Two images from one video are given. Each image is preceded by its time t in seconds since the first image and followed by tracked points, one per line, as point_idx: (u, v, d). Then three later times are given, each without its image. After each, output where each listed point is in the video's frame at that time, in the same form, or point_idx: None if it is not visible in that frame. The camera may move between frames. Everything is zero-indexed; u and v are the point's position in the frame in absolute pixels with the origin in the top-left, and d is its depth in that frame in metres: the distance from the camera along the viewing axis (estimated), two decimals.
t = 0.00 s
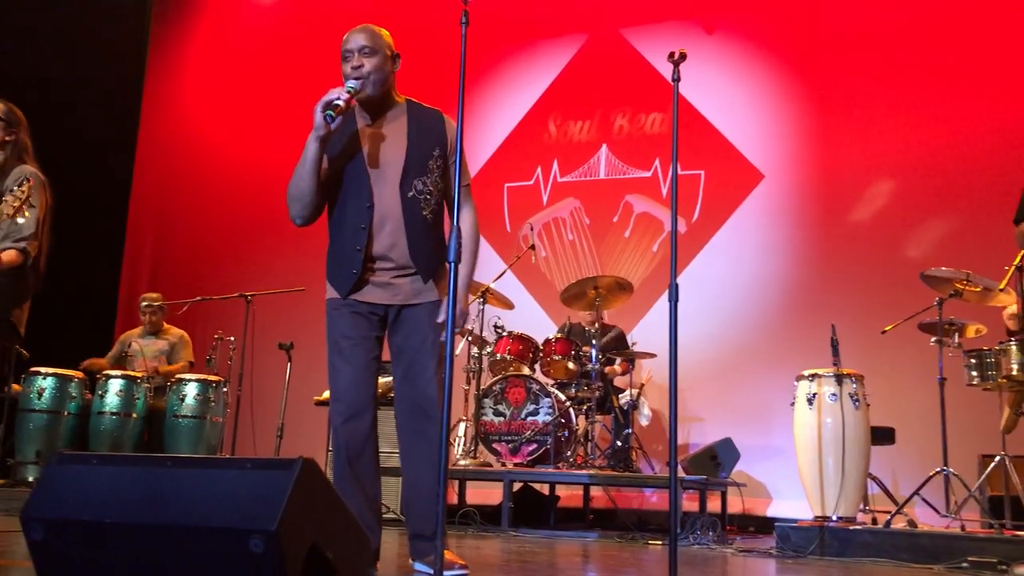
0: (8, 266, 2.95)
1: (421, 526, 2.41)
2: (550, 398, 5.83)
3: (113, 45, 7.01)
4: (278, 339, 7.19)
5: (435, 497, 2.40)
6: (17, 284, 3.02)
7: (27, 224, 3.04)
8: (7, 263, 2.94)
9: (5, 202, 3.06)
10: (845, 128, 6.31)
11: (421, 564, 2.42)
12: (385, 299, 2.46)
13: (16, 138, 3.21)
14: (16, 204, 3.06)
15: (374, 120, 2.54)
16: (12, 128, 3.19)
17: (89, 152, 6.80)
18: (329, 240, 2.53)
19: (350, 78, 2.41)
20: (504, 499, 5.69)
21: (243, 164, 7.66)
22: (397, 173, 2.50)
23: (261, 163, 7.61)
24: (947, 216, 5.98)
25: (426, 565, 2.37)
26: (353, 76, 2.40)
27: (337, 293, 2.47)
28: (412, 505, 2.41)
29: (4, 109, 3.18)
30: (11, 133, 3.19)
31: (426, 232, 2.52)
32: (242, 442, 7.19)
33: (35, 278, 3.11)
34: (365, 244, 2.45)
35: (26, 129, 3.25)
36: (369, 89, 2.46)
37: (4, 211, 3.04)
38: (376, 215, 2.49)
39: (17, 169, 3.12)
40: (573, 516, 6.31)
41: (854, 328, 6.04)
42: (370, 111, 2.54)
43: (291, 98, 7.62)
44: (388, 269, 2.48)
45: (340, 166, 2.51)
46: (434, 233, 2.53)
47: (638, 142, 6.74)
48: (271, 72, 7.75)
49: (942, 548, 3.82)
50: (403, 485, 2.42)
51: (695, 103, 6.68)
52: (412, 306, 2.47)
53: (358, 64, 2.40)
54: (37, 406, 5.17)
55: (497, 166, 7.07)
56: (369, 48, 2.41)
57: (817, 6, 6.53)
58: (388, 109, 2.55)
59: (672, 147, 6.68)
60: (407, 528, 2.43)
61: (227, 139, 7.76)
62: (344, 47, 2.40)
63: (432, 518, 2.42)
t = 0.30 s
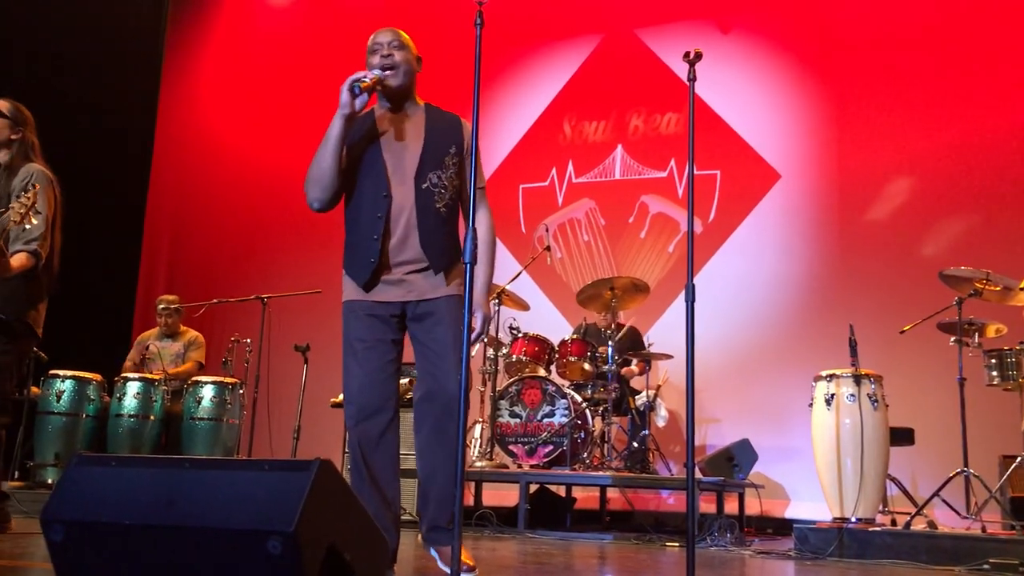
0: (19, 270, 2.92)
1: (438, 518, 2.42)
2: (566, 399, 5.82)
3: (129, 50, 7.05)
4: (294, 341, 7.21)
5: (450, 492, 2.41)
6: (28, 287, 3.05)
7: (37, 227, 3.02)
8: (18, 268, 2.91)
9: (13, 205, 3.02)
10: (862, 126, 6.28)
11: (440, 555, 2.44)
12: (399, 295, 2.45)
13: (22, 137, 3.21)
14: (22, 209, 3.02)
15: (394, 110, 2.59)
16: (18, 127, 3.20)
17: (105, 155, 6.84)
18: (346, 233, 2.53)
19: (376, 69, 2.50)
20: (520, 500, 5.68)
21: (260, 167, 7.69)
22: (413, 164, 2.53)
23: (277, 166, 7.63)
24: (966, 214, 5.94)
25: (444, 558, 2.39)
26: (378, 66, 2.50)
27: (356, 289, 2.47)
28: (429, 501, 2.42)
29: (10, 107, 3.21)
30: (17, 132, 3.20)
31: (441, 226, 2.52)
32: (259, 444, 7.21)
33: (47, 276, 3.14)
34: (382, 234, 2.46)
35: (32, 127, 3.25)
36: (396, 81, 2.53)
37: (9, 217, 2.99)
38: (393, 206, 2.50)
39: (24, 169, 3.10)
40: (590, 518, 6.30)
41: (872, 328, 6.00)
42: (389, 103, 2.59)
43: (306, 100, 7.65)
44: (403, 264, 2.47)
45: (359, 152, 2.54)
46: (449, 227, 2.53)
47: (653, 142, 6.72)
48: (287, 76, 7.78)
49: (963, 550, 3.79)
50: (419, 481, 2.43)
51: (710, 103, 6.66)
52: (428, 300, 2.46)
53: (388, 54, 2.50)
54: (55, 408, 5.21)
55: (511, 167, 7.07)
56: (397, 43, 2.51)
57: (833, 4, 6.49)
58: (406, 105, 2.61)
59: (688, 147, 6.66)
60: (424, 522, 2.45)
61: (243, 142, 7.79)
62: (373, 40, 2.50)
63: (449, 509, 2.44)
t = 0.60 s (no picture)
0: (30, 269, 2.93)
1: (449, 527, 2.41)
2: (577, 400, 5.81)
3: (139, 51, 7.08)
4: (305, 343, 7.22)
5: (462, 498, 2.40)
6: (38, 285, 3.06)
7: (47, 225, 3.02)
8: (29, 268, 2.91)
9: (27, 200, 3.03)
10: (873, 126, 6.25)
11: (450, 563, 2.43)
12: (416, 296, 2.46)
13: (32, 138, 3.21)
14: (35, 207, 3.02)
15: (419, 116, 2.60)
16: (28, 129, 3.20)
17: (118, 158, 6.87)
18: (368, 233, 2.55)
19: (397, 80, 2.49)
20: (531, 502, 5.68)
21: (270, 169, 7.71)
22: (436, 168, 2.54)
23: (288, 168, 7.65)
24: (978, 214, 5.91)
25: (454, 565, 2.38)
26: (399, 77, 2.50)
27: (376, 288, 2.47)
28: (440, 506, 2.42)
29: (20, 109, 3.21)
30: (28, 133, 3.20)
31: (462, 230, 2.53)
32: (270, 446, 7.23)
33: (56, 276, 3.15)
34: (405, 234, 2.48)
35: (42, 129, 3.25)
36: (420, 91, 2.52)
37: (22, 214, 3.01)
38: (416, 208, 2.51)
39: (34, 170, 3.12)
40: (601, 519, 6.29)
41: (884, 329, 5.97)
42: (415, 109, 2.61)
43: (317, 102, 7.67)
44: (422, 266, 2.48)
45: (384, 154, 2.57)
46: (470, 233, 2.54)
47: (664, 143, 6.71)
48: (297, 78, 7.80)
49: (977, 552, 3.76)
50: (431, 485, 2.43)
51: (721, 103, 6.65)
52: (445, 305, 2.47)
53: (408, 69, 2.48)
54: (68, 409, 5.22)
55: (521, 168, 7.07)
56: (419, 55, 2.50)
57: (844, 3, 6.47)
58: (432, 111, 2.62)
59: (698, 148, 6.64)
60: (436, 528, 2.44)
61: (254, 144, 7.82)
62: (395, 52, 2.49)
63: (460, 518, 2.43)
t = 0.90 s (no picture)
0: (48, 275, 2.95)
1: (460, 528, 2.48)
2: (587, 400, 5.81)
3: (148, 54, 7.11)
4: (316, 344, 7.25)
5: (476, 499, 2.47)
6: (53, 290, 3.08)
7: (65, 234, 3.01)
8: (47, 273, 2.94)
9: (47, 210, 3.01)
10: (882, 123, 6.24)
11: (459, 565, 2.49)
12: (441, 298, 2.49)
13: (42, 142, 3.24)
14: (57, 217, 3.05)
15: (451, 125, 2.65)
16: (38, 132, 3.23)
17: (128, 161, 6.90)
18: (394, 236, 2.57)
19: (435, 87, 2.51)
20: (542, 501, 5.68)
21: (279, 171, 7.73)
22: (465, 177, 2.60)
23: (297, 169, 7.67)
24: (989, 211, 5.89)
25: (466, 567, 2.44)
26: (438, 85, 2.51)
27: (400, 290, 2.49)
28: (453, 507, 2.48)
29: (29, 112, 3.24)
30: (37, 137, 3.23)
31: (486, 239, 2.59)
32: (281, 446, 7.25)
33: (71, 281, 3.16)
34: (435, 239, 2.51)
35: (51, 132, 3.28)
36: (455, 100, 2.55)
37: (43, 225, 3.00)
38: (444, 214, 2.55)
39: (47, 175, 3.13)
40: (612, 519, 6.29)
41: (894, 327, 5.96)
42: (447, 118, 2.64)
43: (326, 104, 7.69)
44: (447, 270, 2.52)
45: (415, 161, 2.58)
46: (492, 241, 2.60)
47: (672, 142, 6.70)
48: (306, 80, 7.82)
49: (989, 549, 3.76)
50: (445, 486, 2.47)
51: (729, 102, 6.64)
52: (467, 309, 2.51)
53: (448, 75, 2.50)
54: (80, 411, 5.25)
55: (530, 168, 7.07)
56: (459, 63, 2.52)
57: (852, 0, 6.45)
58: (462, 121, 2.66)
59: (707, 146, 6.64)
60: (446, 528, 2.50)
61: (263, 145, 7.84)
62: (435, 58, 2.51)
63: (471, 521, 2.49)
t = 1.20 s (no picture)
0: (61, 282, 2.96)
1: (473, 526, 2.50)
2: (598, 398, 5.82)
3: (156, 57, 7.13)
4: (326, 344, 7.26)
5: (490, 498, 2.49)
6: (65, 295, 3.10)
7: (78, 244, 3.04)
8: (60, 280, 2.96)
9: (60, 219, 3.03)
10: (892, 119, 6.21)
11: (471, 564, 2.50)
12: (460, 300, 2.52)
13: (52, 147, 3.26)
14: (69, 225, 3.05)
15: (476, 129, 2.67)
16: (49, 137, 3.26)
17: (139, 163, 6.93)
18: (416, 237, 2.61)
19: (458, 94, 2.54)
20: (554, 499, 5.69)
21: (289, 172, 7.75)
22: (488, 182, 2.60)
23: (306, 170, 7.69)
24: (1000, 206, 5.85)
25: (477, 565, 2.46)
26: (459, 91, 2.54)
27: (422, 291, 2.54)
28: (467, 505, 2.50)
29: (41, 117, 3.26)
30: (48, 142, 3.25)
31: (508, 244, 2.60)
32: (294, 446, 7.27)
33: (84, 286, 3.17)
34: (456, 243, 2.55)
35: (62, 137, 3.30)
36: (480, 104, 2.58)
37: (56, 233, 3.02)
38: (465, 217, 2.58)
39: (58, 179, 3.15)
40: (624, 517, 6.28)
41: (906, 323, 5.94)
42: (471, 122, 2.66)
43: (335, 105, 7.71)
44: (467, 272, 2.54)
45: (438, 165, 2.61)
46: (514, 246, 2.62)
47: (681, 139, 6.69)
48: (314, 80, 7.84)
49: (1004, 545, 3.73)
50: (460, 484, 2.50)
51: (738, 99, 6.63)
52: (486, 311, 2.54)
53: (470, 82, 2.53)
54: (93, 413, 5.28)
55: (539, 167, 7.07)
56: (482, 71, 2.55)
57: None
58: (486, 126, 2.68)
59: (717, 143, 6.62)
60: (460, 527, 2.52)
61: (272, 146, 7.86)
62: (458, 65, 2.54)
63: (484, 519, 2.51)
